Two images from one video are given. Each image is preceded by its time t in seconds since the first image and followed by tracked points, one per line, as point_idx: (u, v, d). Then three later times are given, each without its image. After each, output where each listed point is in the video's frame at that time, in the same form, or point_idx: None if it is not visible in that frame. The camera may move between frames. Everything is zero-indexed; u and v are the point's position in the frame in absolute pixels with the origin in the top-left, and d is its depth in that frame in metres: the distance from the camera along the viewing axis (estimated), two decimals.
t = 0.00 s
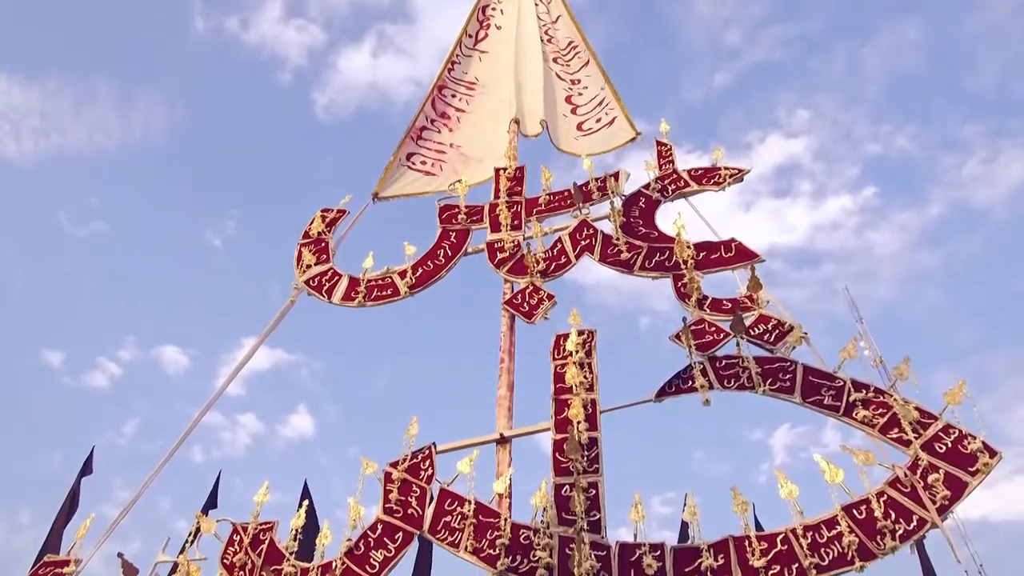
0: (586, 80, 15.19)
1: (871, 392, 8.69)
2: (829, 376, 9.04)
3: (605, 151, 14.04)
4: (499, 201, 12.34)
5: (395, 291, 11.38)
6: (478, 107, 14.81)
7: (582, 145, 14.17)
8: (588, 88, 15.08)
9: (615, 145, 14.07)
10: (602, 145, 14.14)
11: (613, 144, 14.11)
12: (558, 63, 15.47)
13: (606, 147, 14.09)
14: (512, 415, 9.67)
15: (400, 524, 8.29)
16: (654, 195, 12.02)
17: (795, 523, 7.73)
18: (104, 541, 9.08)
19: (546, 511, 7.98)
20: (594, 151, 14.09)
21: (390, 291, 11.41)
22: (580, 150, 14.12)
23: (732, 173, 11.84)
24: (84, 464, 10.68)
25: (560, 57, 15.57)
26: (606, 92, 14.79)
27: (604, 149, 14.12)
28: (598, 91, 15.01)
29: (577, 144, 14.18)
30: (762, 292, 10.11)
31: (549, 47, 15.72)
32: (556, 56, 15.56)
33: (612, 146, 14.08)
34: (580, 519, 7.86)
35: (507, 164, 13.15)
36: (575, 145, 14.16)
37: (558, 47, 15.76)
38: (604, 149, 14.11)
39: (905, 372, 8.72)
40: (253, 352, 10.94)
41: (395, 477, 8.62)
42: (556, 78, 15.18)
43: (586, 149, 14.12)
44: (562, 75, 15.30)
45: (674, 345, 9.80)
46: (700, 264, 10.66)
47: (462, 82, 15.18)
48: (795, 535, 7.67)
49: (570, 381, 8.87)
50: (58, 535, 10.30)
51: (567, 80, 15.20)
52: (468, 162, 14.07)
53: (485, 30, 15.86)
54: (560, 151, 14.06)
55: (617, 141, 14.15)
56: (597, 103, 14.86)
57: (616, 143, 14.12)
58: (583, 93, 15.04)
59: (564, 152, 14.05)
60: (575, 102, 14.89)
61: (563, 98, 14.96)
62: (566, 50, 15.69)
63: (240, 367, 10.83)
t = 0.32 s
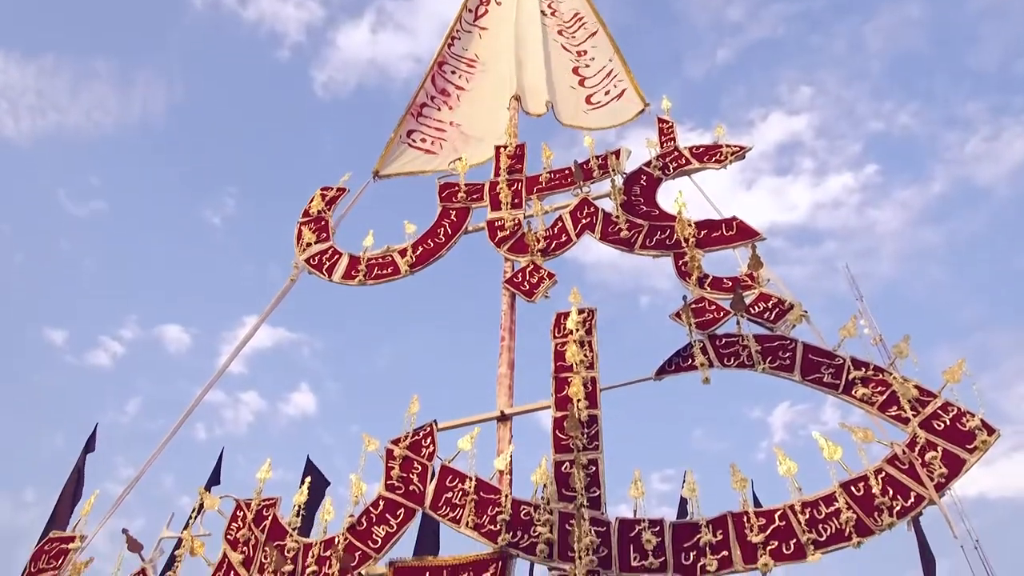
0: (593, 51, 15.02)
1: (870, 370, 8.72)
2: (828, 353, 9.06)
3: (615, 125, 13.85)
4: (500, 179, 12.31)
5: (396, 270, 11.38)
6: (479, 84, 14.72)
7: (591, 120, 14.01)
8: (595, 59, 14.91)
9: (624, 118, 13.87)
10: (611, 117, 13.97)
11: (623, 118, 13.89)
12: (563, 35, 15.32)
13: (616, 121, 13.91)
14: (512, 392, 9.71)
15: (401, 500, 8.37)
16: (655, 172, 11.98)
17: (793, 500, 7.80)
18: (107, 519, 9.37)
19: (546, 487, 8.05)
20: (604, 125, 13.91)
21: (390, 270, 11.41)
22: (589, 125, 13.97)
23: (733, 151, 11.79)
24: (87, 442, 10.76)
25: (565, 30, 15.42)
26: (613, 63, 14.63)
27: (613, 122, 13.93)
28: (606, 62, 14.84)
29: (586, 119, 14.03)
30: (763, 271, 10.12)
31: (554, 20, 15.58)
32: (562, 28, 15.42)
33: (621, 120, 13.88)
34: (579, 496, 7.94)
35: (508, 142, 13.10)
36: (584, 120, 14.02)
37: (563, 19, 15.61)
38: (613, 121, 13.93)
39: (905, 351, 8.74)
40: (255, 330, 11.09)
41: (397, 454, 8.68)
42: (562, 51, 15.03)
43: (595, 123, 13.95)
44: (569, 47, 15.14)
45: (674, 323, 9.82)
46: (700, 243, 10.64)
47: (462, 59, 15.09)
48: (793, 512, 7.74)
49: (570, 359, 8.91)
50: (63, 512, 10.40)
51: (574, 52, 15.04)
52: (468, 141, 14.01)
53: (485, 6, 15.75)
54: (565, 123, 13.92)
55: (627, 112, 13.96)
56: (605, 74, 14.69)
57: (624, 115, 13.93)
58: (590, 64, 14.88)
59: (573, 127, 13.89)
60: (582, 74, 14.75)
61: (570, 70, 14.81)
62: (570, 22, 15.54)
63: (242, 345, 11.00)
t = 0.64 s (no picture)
0: (598, 25, 14.90)
1: (870, 349, 8.75)
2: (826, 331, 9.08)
3: (620, 101, 13.77)
4: (500, 157, 12.28)
5: (396, 248, 11.39)
6: (479, 60, 14.64)
7: (593, 93, 13.94)
8: (599, 33, 14.80)
9: (629, 96, 13.78)
10: (613, 93, 13.90)
11: (629, 95, 13.81)
12: (566, 8, 15.19)
13: (621, 97, 13.83)
14: (512, 369, 9.76)
15: (403, 477, 8.44)
16: (656, 150, 11.93)
17: (791, 476, 7.88)
18: (110, 497, 9.43)
19: (546, 464, 8.12)
20: (609, 100, 13.82)
21: (390, 248, 11.41)
22: (594, 99, 13.89)
23: (735, 128, 11.73)
24: (90, 420, 10.84)
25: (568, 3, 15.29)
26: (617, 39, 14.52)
27: (616, 99, 13.85)
28: (611, 37, 14.73)
29: (591, 93, 13.95)
30: (763, 250, 10.12)
31: None
32: (565, 0, 15.27)
33: (626, 97, 13.80)
34: (579, 472, 8.01)
35: (508, 119, 13.05)
36: (588, 93, 13.95)
37: None
38: (616, 97, 13.86)
39: (904, 329, 8.77)
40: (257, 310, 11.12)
41: (398, 431, 8.74)
42: (565, 24, 14.92)
43: (600, 97, 13.86)
44: (572, 20, 15.02)
45: (674, 302, 9.84)
46: (701, 221, 10.64)
47: (462, 35, 15.00)
48: (790, 488, 7.81)
49: (570, 337, 8.95)
50: (67, 489, 10.49)
51: (578, 25, 14.92)
52: (469, 119, 13.96)
53: None
54: (567, 97, 13.86)
55: (629, 89, 13.89)
56: (609, 50, 14.58)
57: (627, 93, 13.86)
58: (594, 37, 14.77)
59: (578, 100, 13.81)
60: (586, 45, 14.66)
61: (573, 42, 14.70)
62: None
63: (243, 325, 11.01)
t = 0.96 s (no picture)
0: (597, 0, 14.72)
1: (869, 326, 8.77)
2: (824, 309, 9.08)
3: (618, 79, 13.69)
4: (500, 134, 12.23)
5: (396, 227, 11.37)
6: (479, 36, 14.53)
7: (590, 67, 13.88)
8: (598, 7, 14.61)
9: (627, 75, 13.67)
10: (610, 70, 13.81)
11: (626, 73, 13.71)
12: None
13: (619, 75, 13.74)
14: (512, 348, 9.80)
15: (404, 454, 8.50)
16: (657, 127, 11.86)
17: (789, 453, 7.93)
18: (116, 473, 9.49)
19: (546, 441, 8.18)
20: (606, 76, 13.75)
21: (390, 227, 11.39)
22: (592, 75, 13.81)
23: (736, 105, 11.66)
24: (92, 399, 10.90)
25: None
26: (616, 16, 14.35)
27: (614, 75, 13.76)
28: (610, 12, 14.53)
29: (588, 66, 13.89)
30: (763, 228, 10.11)
31: None
32: None
33: (624, 75, 13.71)
34: (578, 449, 8.06)
35: (508, 96, 12.99)
36: (585, 67, 13.88)
37: None
38: (613, 74, 13.77)
39: (903, 307, 8.78)
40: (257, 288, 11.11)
41: (399, 408, 8.80)
42: None
43: (597, 72, 13.80)
44: None
45: (674, 280, 9.84)
46: (702, 199, 10.61)
47: (462, 9, 14.87)
48: (788, 465, 7.87)
49: (570, 315, 8.97)
50: (71, 466, 10.58)
51: None
52: (469, 95, 13.88)
53: None
54: (563, 72, 13.78)
55: (627, 67, 13.78)
56: (608, 25, 14.43)
57: (624, 71, 13.75)
58: (593, 11, 14.59)
59: (576, 74, 13.75)
60: (584, 19, 14.51)
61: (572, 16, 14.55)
62: None
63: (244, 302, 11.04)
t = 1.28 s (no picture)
0: None
1: (868, 305, 8.78)
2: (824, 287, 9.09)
3: (616, 52, 13.56)
4: (499, 112, 12.17)
5: (395, 205, 11.34)
6: (478, 11, 14.39)
7: (585, 44, 13.77)
8: None
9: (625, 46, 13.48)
10: (606, 46, 13.66)
11: (622, 45, 13.54)
12: None
13: (616, 48, 13.58)
14: (512, 326, 9.83)
15: (405, 431, 8.55)
16: (658, 104, 11.79)
17: (787, 430, 7.98)
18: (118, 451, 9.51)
19: (546, 418, 8.23)
20: (602, 51, 13.65)
21: (389, 205, 11.38)
22: (589, 54, 13.70)
23: (737, 82, 11.58)
24: (93, 377, 10.95)
25: None
26: None
27: (609, 50, 13.63)
28: None
29: (583, 45, 13.77)
30: (764, 206, 10.09)
31: None
32: None
33: (622, 46, 13.52)
34: (578, 426, 8.11)
35: (508, 72, 12.90)
36: (580, 46, 13.76)
37: None
38: (608, 51, 13.64)
39: (903, 285, 8.79)
40: (256, 266, 11.04)
41: (400, 386, 8.84)
42: None
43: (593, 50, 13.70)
44: None
45: (674, 258, 9.85)
46: (703, 177, 10.58)
47: None
48: (786, 442, 7.92)
49: (570, 294, 8.97)
50: (75, 444, 10.65)
51: None
52: (469, 71, 13.79)
53: None
54: (558, 55, 13.70)
55: (622, 41, 13.59)
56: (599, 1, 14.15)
57: (620, 46, 13.58)
58: None
59: (575, 57, 13.64)
60: None
61: None
62: None
63: (245, 279, 10.94)
